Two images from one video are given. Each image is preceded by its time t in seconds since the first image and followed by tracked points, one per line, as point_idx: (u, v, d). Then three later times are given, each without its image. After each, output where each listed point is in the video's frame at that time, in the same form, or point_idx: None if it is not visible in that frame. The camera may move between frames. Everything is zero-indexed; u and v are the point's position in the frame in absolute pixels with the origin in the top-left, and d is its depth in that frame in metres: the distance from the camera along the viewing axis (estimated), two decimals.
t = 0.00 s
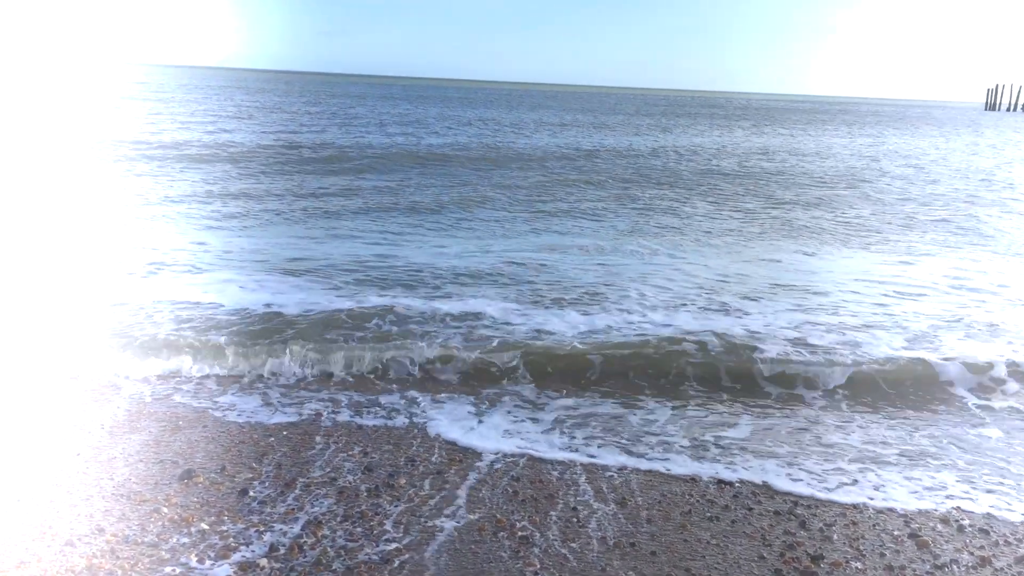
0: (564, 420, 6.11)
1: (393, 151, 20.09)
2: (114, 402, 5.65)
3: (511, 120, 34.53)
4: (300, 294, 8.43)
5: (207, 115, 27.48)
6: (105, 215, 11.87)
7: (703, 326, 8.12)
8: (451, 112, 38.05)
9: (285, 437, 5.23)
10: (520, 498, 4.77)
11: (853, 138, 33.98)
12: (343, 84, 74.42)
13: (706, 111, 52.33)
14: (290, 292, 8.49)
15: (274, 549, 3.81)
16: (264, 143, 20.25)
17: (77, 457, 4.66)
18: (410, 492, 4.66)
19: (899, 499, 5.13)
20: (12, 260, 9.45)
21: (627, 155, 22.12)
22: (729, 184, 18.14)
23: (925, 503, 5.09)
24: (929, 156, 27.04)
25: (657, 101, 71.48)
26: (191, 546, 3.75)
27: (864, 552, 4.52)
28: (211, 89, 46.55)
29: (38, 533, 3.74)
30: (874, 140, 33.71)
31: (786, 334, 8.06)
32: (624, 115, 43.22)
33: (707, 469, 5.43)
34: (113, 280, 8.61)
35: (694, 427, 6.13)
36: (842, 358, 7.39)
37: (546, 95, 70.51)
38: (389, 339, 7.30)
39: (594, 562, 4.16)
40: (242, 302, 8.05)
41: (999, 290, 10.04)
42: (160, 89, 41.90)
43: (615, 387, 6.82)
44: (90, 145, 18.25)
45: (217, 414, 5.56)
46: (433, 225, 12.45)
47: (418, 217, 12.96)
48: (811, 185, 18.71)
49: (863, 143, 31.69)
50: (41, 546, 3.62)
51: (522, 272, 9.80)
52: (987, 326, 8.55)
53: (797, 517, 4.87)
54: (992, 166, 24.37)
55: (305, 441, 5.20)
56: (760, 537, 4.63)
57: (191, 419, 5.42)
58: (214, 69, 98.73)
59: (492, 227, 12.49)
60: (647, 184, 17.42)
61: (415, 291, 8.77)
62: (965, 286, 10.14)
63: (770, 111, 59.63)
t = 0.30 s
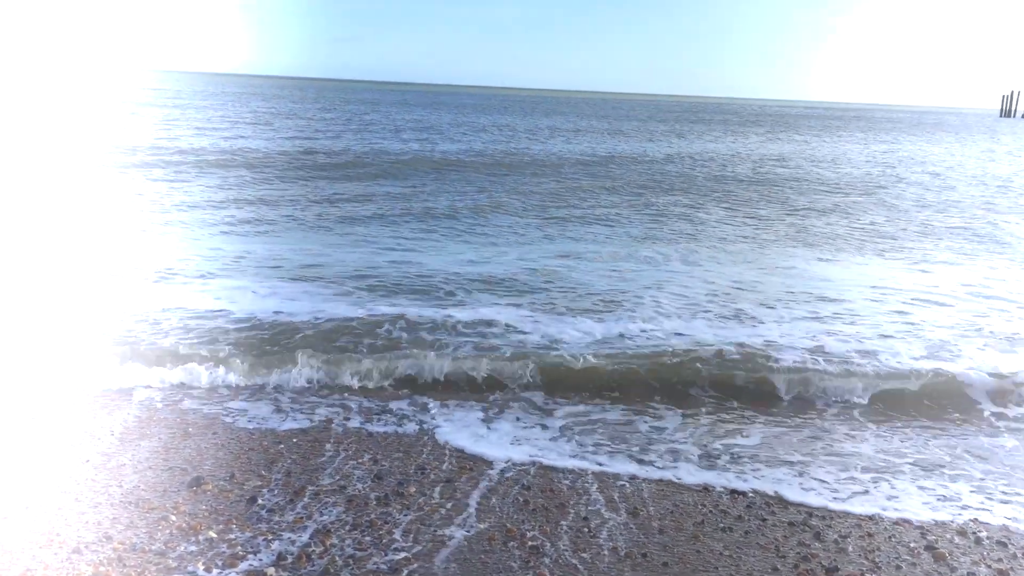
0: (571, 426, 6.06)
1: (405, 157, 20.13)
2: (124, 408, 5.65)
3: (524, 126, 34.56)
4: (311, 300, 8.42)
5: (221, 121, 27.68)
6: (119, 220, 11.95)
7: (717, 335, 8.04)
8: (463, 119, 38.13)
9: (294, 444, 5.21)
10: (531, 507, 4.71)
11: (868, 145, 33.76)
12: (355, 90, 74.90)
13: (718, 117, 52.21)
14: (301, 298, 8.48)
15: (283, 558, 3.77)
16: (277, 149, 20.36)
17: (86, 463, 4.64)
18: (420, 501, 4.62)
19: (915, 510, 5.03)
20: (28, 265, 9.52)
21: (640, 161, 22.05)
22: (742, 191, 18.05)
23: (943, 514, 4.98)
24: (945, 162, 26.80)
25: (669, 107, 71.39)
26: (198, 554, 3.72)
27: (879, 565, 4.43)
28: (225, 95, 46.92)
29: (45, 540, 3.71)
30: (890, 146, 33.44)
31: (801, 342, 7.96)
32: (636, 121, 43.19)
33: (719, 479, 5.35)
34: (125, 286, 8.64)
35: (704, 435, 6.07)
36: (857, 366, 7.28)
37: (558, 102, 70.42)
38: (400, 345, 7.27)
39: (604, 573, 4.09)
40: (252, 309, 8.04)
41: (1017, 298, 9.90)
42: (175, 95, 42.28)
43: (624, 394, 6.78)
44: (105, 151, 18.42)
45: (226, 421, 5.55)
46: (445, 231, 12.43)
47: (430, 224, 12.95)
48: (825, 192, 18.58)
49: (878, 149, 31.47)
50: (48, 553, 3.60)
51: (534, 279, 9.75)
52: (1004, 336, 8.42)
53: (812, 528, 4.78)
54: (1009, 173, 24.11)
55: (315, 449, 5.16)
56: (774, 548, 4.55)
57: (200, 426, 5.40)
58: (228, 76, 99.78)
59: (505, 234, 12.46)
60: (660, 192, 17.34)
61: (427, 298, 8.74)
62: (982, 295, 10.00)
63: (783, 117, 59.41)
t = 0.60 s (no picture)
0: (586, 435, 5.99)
1: (423, 164, 20.16)
2: (137, 414, 5.63)
3: (541, 133, 34.54)
4: (327, 307, 8.40)
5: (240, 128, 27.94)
6: (138, 225, 12.04)
7: (736, 345, 7.92)
8: (480, 126, 38.19)
9: (306, 451, 5.17)
10: (545, 518, 4.62)
11: (890, 153, 33.40)
12: (373, 97, 75.43)
13: (737, 125, 51.96)
14: (317, 304, 8.47)
15: (293, 568, 3.71)
16: (295, 156, 20.48)
17: (97, 469, 4.61)
18: (433, 511, 4.54)
19: (939, 524, 4.89)
20: (48, 267, 9.60)
21: (658, 168, 21.92)
22: (760, 199, 17.90)
23: (969, 530, 4.83)
24: (969, 171, 26.42)
25: (686, 114, 71.14)
26: (208, 563, 3.67)
27: None
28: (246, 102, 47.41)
29: (53, 547, 3.67)
30: (913, 155, 33.04)
31: (823, 353, 7.81)
32: (654, 128, 43.03)
33: (737, 491, 5.24)
34: (142, 291, 8.68)
35: (720, 445, 5.96)
36: (879, 378, 7.13)
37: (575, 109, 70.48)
38: (414, 351, 7.22)
39: None
40: (267, 314, 8.03)
41: None
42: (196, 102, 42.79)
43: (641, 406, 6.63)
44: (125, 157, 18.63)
45: (240, 425, 5.54)
46: (462, 239, 12.40)
47: (447, 231, 12.93)
48: (846, 200, 18.36)
49: (900, 157, 31.11)
50: (57, 561, 3.56)
51: (550, 287, 9.68)
52: None
53: (833, 543, 4.65)
54: None
55: (327, 457, 5.11)
56: (795, 562, 4.42)
57: (213, 432, 5.36)
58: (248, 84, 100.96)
59: (521, 241, 12.39)
60: (679, 199, 17.20)
61: (442, 305, 8.69)
62: (1008, 305, 9.79)
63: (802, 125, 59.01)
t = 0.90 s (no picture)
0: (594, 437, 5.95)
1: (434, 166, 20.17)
2: (145, 416, 5.62)
3: (552, 135, 34.53)
4: (337, 308, 8.40)
5: (251, 129, 28.05)
6: (149, 226, 12.09)
7: (749, 349, 7.84)
8: (491, 128, 38.19)
9: (313, 453, 5.15)
10: (554, 522, 4.58)
11: (904, 156, 33.16)
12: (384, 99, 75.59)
13: (749, 128, 51.74)
14: (326, 306, 8.46)
15: (299, 571, 3.68)
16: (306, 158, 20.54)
17: (105, 471, 4.60)
18: (440, 514, 4.50)
19: (953, 531, 4.81)
20: (60, 267, 9.65)
21: (670, 171, 21.84)
22: (773, 202, 17.80)
23: (983, 537, 4.75)
24: (985, 174, 26.16)
25: (697, 117, 71.05)
26: (214, 567, 3.65)
27: None
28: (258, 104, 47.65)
29: (59, 549, 3.66)
30: (928, 158, 32.78)
31: (838, 359, 7.73)
32: (666, 130, 42.90)
33: (748, 497, 5.17)
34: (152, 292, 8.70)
35: (729, 450, 5.91)
36: (895, 384, 7.04)
37: (586, 111, 70.37)
38: (424, 354, 7.19)
39: None
40: (275, 316, 8.03)
41: None
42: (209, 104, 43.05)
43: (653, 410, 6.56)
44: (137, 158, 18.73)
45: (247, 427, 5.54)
46: (473, 241, 12.38)
47: (458, 233, 12.91)
48: (860, 203, 18.23)
49: (915, 160, 30.86)
50: (62, 563, 3.54)
51: (561, 290, 9.65)
52: None
53: (845, 549, 4.58)
54: None
55: (335, 460, 5.08)
56: (806, 569, 4.36)
57: (221, 435, 5.36)
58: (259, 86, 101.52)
59: (532, 245, 12.36)
60: (690, 202, 17.12)
61: (453, 308, 8.67)
62: None
63: (814, 127, 58.72)
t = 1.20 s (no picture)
0: (599, 439, 5.93)
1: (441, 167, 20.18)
2: (150, 417, 5.61)
3: (561, 137, 34.48)
4: (344, 309, 8.40)
5: (260, 131, 28.14)
6: (157, 227, 12.12)
7: (759, 352, 7.79)
8: (500, 129, 38.18)
9: (319, 454, 5.13)
10: (560, 526, 4.54)
11: (914, 158, 33.04)
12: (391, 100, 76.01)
13: (757, 130, 51.63)
14: (333, 307, 8.45)
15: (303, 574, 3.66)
16: (314, 159, 20.58)
17: (110, 472, 4.59)
18: (446, 517, 4.47)
19: (963, 536, 4.74)
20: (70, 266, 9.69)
21: (679, 173, 21.77)
22: (781, 204, 17.75)
23: (995, 542, 4.68)
24: (997, 177, 26.00)
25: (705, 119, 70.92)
26: (218, 569, 3.63)
27: None
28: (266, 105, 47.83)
29: (62, 551, 3.64)
30: (940, 160, 32.53)
31: (849, 363, 7.66)
32: (674, 132, 42.85)
33: (757, 500, 5.12)
34: (159, 292, 8.70)
35: (737, 453, 5.85)
36: (908, 389, 6.96)
37: (596, 113, 70.32)
38: (431, 355, 7.17)
39: None
40: (281, 317, 8.02)
41: None
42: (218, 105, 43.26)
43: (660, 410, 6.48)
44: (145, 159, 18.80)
45: (252, 428, 5.54)
46: (481, 243, 12.35)
47: (466, 235, 12.89)
48: (869, 206, 18.15)
49: (925, 163, 30.74)
50: (65, 565, 3.52)
51: (568, 292, 9.62)
52: None
53: (854, 554, 4.52)
54: None
55: (341, 462, 5.06)
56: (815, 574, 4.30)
57: (227, 436, 5.35)
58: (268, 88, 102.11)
59: (540, 247, 12.32)
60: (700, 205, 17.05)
61: (461, 310, 8.64)
62: None
63: (823, 129, 58.58)
